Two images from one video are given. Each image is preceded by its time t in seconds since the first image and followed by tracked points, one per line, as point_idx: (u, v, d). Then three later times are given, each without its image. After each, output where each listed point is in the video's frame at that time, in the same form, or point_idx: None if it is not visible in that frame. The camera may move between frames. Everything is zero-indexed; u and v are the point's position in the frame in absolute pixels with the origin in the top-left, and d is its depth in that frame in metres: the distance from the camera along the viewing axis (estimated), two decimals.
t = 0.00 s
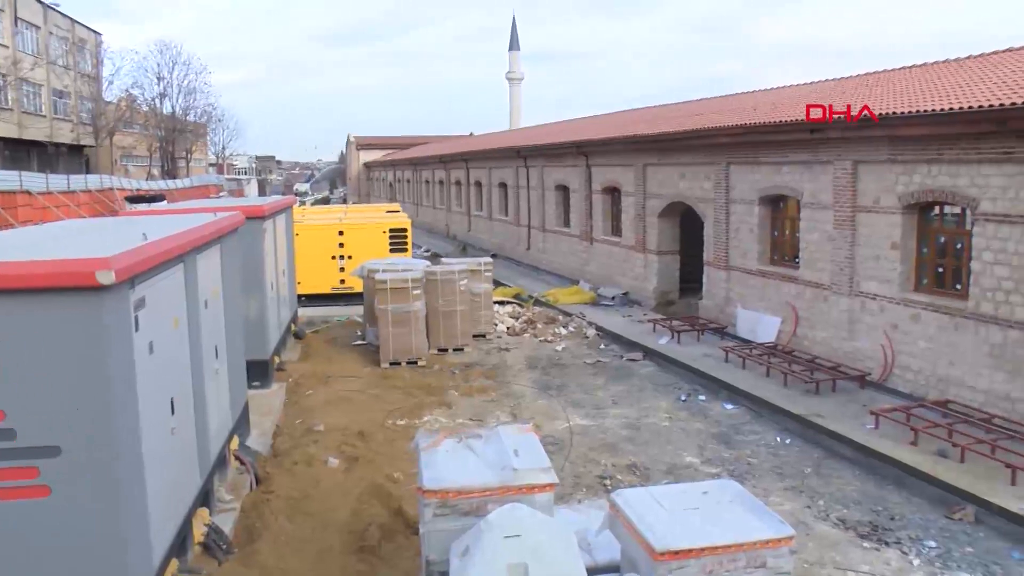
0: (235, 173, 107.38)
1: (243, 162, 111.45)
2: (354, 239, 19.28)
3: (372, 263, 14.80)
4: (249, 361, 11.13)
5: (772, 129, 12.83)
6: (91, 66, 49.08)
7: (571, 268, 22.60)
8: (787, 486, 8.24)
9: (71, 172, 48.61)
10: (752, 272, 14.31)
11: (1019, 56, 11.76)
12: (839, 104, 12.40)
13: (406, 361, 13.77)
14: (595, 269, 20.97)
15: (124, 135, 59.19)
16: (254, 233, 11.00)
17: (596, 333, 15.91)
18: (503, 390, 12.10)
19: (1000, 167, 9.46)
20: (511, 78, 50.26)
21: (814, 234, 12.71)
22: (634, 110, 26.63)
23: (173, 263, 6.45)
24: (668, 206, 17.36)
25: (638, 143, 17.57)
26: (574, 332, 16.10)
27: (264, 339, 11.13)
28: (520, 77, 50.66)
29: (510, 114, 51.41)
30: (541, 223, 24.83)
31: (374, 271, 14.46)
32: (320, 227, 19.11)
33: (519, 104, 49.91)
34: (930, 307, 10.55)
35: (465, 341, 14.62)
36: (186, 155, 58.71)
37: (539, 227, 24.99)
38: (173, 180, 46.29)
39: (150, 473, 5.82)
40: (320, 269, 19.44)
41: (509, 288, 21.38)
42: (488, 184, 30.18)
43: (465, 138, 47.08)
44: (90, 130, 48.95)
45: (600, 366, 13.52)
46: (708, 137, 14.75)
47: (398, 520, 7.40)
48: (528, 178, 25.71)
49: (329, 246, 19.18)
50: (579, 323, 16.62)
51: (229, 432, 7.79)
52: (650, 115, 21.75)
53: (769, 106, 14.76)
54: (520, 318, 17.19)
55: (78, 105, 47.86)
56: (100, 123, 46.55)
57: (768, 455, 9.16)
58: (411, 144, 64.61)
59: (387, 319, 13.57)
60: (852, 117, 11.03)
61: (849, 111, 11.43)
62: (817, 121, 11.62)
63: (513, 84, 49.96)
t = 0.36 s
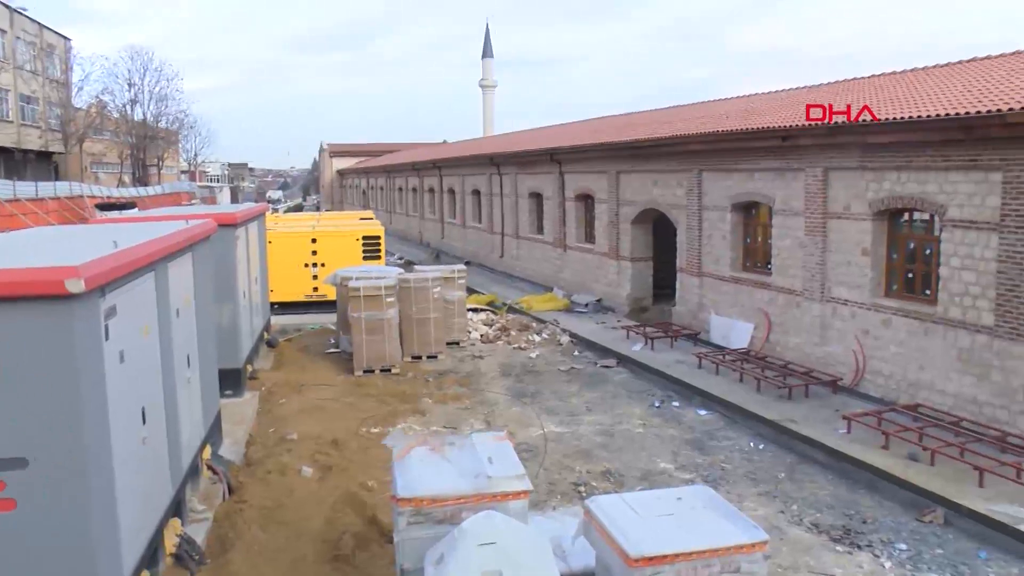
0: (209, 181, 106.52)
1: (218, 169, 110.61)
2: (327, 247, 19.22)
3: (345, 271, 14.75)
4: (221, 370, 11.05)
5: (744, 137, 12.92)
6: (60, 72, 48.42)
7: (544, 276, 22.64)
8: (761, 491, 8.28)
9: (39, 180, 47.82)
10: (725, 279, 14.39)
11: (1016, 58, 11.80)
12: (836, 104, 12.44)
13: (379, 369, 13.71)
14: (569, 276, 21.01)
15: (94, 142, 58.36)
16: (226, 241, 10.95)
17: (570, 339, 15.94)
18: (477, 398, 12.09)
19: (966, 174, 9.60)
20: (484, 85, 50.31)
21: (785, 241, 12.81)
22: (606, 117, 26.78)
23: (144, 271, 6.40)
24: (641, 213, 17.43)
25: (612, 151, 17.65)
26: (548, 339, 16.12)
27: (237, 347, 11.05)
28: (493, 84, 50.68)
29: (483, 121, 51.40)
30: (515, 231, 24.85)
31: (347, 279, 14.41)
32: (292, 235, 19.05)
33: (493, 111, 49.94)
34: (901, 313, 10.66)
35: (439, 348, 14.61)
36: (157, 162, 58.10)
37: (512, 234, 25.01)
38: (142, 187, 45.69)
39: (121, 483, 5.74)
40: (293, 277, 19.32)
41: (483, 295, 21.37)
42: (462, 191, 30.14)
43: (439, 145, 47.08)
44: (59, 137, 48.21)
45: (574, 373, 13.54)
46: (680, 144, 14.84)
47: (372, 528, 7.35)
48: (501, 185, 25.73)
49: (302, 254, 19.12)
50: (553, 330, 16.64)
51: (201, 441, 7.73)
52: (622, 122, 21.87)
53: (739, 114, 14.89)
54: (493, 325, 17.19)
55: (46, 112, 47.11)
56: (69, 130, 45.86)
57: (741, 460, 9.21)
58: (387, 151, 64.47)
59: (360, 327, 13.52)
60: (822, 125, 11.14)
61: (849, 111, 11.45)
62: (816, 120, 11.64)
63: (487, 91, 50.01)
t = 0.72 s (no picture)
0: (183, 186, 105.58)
1: (192, 175, 109.79)
2: (300, 253, 19.13)
3: (319, 277, 14.68)
4: (194, 378, 10.95)
5: (717, 142, 13.01)
6: (28, 77, 47.71)
7: (518, 281, 22.65)
8: (735, 495, 8.32)
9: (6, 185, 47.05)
10: (699, 284, 14.46)
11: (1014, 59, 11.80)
12: (836, 104, 12.40)
13: (353, 376, 13.66)
14: (543, 281, 21.04)
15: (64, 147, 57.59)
16: (199, 247, 10.88)
17: (544, 345, 15.95)
18: (451, 404, 12.07)
19: (935, 179, 9.72)
20: (458, 91, 50.30)
21: (758, 247, 12.90)
22: (579, 124, 26.90)
23: (114, 279, 6.33)
24: (615, 219, 17.49)
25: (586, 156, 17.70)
26: (522, 345, 16.12)
27: (210, 354, 10.96)
28: (467, 90, 50.68)
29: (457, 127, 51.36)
30: (489, 237, 24.84)
31: (321, 285, 14.35)
32: (265, 242, 18.94)
33: (467, 117, 49.92)
34: (873, 317, 10.76)
35: (413, 355, 14.58)
36: (129, 168, 57.46)
37: (486, 240, 25.00)
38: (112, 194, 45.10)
39: (92, 495, 5.64)
40: (266, 284, 19.20)
41: (457, 302, 21.34)
42: (436, 198, 30.09)
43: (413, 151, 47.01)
44: (27, 142, 47.48)
45: (549, 379, 13.55)
46: (654, 150, 14.91)
47: (347, 537, 7.30)
48: (475, 191, 25.71)
49: (276, 261, 19.02)
50: (527, 336, 16.64)
51: (173, 450, 7.67)
52: (595, 129, 21.97)
53: (711, 121, 14.99)
54: (468, 331, 17.17)
55: (14, 116, 46.37)
56: (38, 135, 45.17)
57: (715, 464, 9.25)
58: (362, 157, 64.28)
59: (334, 334, 13.46)
60: (794, 131, 11.23)
61: (848, 111, 11.38)
62: (816, 120, 11.56)
63: (461, 97, 49.99)
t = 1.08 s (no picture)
0: (159, 192, 104.74)
1: (167, 181, 108.92)
2: (275, 260, 19.03)
3: (294, 283, 14.62)
4: (167, 385, 10.87)
5: (691, 149, 13.08)
6: None
7: (493, 288, 22.66)
8: (710, 500, 8.36)
9: None
10: (673, 290, 14.52)
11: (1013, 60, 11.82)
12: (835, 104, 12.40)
13: (328, 383, 13.61)
14: (518, 287, 21.06)
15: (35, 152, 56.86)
16: (173, 254, 10.82)
17: (520, 351, 15.96)
18: (427, 411, 12.06)
19: (906, 185, 9.83)
20: (434, 97, 50.28)
21: (732, 252, 12.97)
22: (554, 131, 26.97)
23: (86, 286, 6.27)
24: (591, 224, 17.53)
25: (561, 163, 17.74)
26: (497, 351, 16.12)
27: (184, 361, 10.89)
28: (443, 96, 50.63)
29: (432, 133, 51.28)
30: (464, 243, 24.83)
31: (296, 291, 14.30)
32: (239, 248, 18.83)
33: (443, 123, 49.89)
34: (846, 322, 10.85)
35: (388, 361, 14.55)
36: (102, 173, 56.89)
37: (461, 247, 24.99)
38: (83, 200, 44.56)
39: (63, 504, 5.57)
40: (241, 290, 19.09)
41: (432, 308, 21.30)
42: (411, 204, 30.03)
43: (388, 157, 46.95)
44: None
45: (524, 385, 13.55)
46: (628, 156, 14.98)
47: (322, 544, 7.27)
48: (450, 198, 25.70)
49: (250, 267, 18.91)
50: (503, 342, 16.65)
51: (146, 459, 7.62)
52: (570, 135, 22.04)
53: (685, 127, 15.07)
54: (443, 337, 17.15)
55: None
56: (8, 140, 44.54)
57: (691, 469, 9.29)
58: (339, 162, 64.11)
59: (309, 340, 13.40)
60: (767, 137, 11.31)
61: (848, 111, 11.42)
62: (816, 120, 11.64)
63: (437, 103, 49.95)
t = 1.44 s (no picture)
0: (132, 198, 103.78)
1: (141, 187, 107.95)
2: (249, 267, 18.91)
3: (268, 290, 14.56)
4: (139, 394, 10.77)
5: (665, 154, 13.15)
6: None
7: (468, 293, 22.65)
8: (685, 505, 8.39)
9: None
10: (648, 295, 14.58)
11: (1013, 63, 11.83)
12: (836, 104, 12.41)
13: (303, 390, 13.54)
14: (493, 294, 21.06)
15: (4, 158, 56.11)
16: (145, 260, 10.73)
17: (495, 357, 15.96)
18: (402, 417, 12.02)
19: (878, 191, 9.93)
20: (408, 104, 50.21)
21: (706, 258, 13.05)
22: (528, 137, 27.03)
23: (56, 293, 6.19)
24: (566, 230, 17.58)
25: (536, 169, 17.78)
26: (472, 357, 16.11)
27: (157, 369, 10.80)
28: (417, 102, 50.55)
29: (406, 139, 51.21)
30: (439, 249, 24.81)
31: (270, 298, 14.22)
32: (213, 255, 18.70)
33: (417, 129, 49.84)
34: (819, 326, 10.95)
35: (363, 368, 14.51)
36: (73, 179, 56.24)
37: (436, 253, 24.97)
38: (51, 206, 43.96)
39: (32, 515, 5.48)
40: (214, 297, 18.95)
41: (407, 314, 21.26)
42: (386, 210, 29.96)
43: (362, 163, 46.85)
44: None
45: (499, 391, 13.54)
46: (603, 163, 15.03)
47: (297, 552, 7.22)
48: (425, 204, 25.67)
49: (224, 273, 18.78)
50: (478, 349, 16.65)
51: (118, 468, 7.54)
52: (544, 141, 22.09)
53: (660, 134, 15.15)
54: (418, 344, 17.12)
55: None
56: None
57: (666, 474, 9.32)
58: (314, 168, 63.88)
59: (283, 347, 13.32)
60: (741, 143, 11.39)
61: (848, 111, 11.46)
62: (816, 120, 11.71)
63: (411, 110, 49.90)
